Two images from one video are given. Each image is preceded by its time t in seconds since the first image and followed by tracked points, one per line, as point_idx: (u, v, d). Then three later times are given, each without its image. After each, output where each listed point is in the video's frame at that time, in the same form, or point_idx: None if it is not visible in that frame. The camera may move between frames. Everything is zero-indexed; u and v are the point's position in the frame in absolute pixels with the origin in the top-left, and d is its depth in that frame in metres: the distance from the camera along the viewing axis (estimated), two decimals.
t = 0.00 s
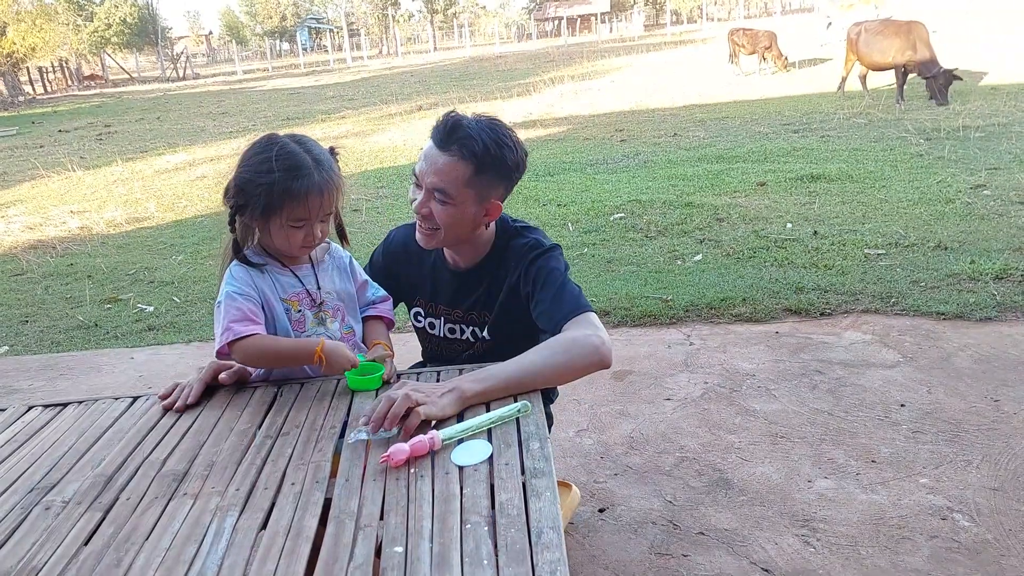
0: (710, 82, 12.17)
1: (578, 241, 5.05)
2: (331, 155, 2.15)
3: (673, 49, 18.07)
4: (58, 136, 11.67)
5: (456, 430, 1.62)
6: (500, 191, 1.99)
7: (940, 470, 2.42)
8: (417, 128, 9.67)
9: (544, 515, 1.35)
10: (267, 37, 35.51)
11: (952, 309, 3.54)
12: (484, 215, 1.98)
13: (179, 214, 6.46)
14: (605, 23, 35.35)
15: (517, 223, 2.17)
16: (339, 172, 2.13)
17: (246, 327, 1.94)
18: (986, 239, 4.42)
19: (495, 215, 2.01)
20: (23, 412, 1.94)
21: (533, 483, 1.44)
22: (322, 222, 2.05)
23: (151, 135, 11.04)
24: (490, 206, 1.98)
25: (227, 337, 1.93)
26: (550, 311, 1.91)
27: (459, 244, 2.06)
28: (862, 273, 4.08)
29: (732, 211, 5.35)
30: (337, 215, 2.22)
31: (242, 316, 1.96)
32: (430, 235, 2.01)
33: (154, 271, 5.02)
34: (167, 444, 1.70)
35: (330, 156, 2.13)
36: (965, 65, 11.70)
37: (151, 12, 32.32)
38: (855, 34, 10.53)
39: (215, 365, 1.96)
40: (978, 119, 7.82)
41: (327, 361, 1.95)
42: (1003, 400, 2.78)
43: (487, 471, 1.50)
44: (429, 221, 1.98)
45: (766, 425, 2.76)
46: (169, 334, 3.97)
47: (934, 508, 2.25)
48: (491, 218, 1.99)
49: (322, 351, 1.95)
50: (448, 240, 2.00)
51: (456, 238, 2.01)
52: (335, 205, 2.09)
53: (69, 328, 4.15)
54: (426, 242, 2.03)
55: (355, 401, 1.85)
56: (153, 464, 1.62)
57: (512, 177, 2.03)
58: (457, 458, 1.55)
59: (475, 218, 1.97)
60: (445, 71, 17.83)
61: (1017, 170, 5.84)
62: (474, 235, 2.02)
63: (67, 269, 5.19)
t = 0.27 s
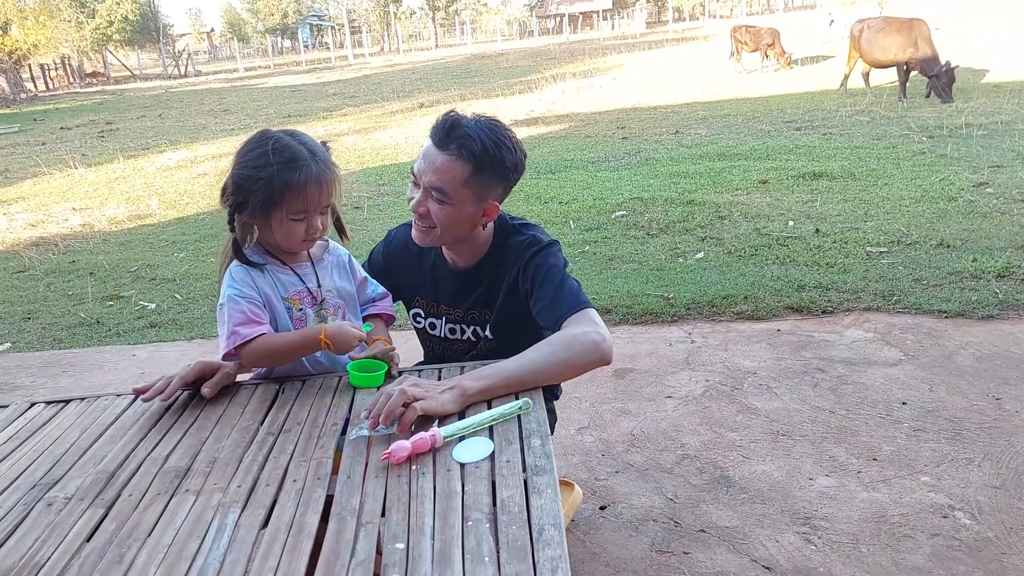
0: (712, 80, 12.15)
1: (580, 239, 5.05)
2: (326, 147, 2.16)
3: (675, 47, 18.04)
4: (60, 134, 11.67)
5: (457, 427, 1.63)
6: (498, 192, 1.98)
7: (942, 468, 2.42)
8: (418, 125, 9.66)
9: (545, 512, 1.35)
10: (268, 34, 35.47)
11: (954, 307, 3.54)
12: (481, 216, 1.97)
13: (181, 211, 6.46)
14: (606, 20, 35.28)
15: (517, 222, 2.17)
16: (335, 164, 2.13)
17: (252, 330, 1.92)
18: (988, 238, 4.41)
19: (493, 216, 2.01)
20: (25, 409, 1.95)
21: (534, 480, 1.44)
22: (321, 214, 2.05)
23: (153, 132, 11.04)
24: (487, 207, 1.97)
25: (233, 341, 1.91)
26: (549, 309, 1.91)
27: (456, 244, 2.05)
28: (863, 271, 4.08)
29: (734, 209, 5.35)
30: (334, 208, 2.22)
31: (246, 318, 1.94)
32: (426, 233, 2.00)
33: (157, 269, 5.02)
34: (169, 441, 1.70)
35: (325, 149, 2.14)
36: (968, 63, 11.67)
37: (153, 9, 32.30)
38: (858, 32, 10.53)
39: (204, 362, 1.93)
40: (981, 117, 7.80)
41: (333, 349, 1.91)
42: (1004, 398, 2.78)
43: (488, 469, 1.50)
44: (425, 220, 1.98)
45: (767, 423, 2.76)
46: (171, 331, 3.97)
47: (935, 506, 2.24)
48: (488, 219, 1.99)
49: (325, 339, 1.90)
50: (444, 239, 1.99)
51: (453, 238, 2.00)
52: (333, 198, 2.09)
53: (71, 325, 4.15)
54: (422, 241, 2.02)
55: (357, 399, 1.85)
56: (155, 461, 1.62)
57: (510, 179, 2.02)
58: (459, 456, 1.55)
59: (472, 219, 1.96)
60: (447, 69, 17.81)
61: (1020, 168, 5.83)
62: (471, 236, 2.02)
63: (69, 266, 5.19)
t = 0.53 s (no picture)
0: (714, 78, 12.14)
1: (581, 237, 5.05)
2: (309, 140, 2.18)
3: (676, 45, 18.02)
4: (62, 131, 11.68)
5: (458, 425, 1.63)
6: (496, 189, 1.98)
7: (943, 466, 2.42)
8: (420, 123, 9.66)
9: (547, 510, 1.35)
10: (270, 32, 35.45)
11: (955, 305, 3.54)
12: (480, 214, 1.97)
13: (183, 209, 6.47)
14: (608, 18, 35.24)
15: (519, 221, 2.17)
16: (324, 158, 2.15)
17: (281, 326, 1.90)
18: (990, 236, 4.40)
19: (492, 213, 2.01)
20: (27, 406, 1.95)
21: (535, 478, 1.45)
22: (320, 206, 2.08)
23: (154, 130, 11.04)
24: (486, 205, 1.97)
25: (265, 340, 1.88)
26: (552, 308, 1.91)
27: (457, 242, 2.06)
28: (865, 269, 4.07)
29: (736, 207, 5.34)
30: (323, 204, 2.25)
31: (271, 315, 1.92)
32: (426, 232, 2.01)
33: (158, 266, 5.03)
34: (171, 439, 1.70)
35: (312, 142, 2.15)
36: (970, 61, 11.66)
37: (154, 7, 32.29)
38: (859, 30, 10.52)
39: (210, 368, 1.93)
40: (983, 115, 7.79)
41: (367, 328, 1.91)
42: (1006, 397, 2.78)
43: (489, 466, 1.50)
44: (425, 219, 1.98)
45: (768, 421, 2.76)
46: (172, 329, 3.97)
47: (936, 504, 2.24)
48: (487, 217, 1.99)
49: (358, 319, 1.90)
50: (444, 237, 1.99)
51: (453, 236, 2.00)
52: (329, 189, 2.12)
53: (73, 323, 4.16)
54: (422, 239, 2.03)
55: (357, 396, 1.85)
56: (156, 459, 1.63)
57: (509, 176, 2.02)
58: (460, 454, 1.55)
59: (470, 216, 1.96)
60: (448, 66, 17.79)
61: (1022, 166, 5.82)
62: (471, 233, 2.02)
63: (71, 264, 5.19)
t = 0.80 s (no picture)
0: (716, 75, 12.12)
1: (582, 235, 5.05)
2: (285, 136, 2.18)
3: (677, 42, 17.99)
4: (63, 129, 11.68)
5: (458, 423, 1.63)
6: (497, 177, 1.98)
7: (943, 464, 2.42)
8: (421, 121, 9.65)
9: (546, 509, 1.35)
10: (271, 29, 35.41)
11: (956, 303, 3.53)
12: (490, 205, 1.97)
13: (184, 207, 6.47)
14: (609, 15, 35.19)
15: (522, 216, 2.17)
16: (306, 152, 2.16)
17: (311, 305, 1.91)
18: (991, 234, 4.39)
19: (498, 200, 2.01)
20: (28, 404, 1.95)
21: (535, 476, 1.45)
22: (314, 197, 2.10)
23: (155, 127, 11.03)
24: (493, 194, 1.97)
25: (301, 321, 1.88)
26: (556, 303, 1.91)
27: (471, 240, 2.05)
28: (866, 267, 4.07)
29: (736, 205, 5.34)
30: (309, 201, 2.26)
31: (297, 296, 1.93)
32: (442, 238, 1.99)
33: (159, 264, 5.03)
34: (171, 437, 1.71)
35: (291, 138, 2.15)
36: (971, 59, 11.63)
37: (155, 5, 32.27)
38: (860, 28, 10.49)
39: (211, 366, 1.93)
40: (984, 113, 7.78)
41: (399, 306, 1.88)
42: (1006, 395, 2.78)
43: (489, 464, 1.50)
44: (441, 228, 1.96)
45: (768, 419, 2.76)
46: (173, 327, 3.98)
47: (936, 502, 2.24)
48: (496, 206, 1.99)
49: (391, 297, 1.87)
50: (462, 237, 1.99)
51: (469, 235, 2.00)
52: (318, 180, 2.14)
53: (74, 320, 4.16)
54: (440, 245, 2.02)
55: (357, 394, 1.85)
56: (156, 456, 1.63)
57: (504, 158, 2.01)
58: (459, 451, 1.55)
59: (483, 211, 1.96)
60: (449, 64, 17.77)
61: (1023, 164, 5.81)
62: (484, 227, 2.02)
63: (72, 261, 5.20)
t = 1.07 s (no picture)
0: (716, 73, 12.11)
1: (582, 233, 5.04)
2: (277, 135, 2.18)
3: (678, 40, 17.97)
4: (62, 127, 11.66)
5: (457, 421, 1.63)
6: (486, 178, 1.93)
7: (942, 462, 2.42)
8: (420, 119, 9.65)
9: (545, 506, 1.35)
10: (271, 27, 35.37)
11: (955, 301, 3.53)
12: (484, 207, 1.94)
13: (184, 205, 6.47)
14: (609, 13, 35.15)
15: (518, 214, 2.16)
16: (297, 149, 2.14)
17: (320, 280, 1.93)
18: (990, 231, 4.39)
19: (491, 199, 1.98)
20: (27, 402, 1.95)
21: (534, 474, 1.45)
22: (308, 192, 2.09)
23: (155, 125, 11.02)
24: (485, 194, 1.93)
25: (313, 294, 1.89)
26: (554, 302, 1.91)
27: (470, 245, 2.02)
28: (865, 265, 4.07)
29: (736, 202, 5.34)
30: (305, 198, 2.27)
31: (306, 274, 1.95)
32: (444, 249, 1.96)
33: (159, 262, 5.02)
34: (170, 434, 1.71)
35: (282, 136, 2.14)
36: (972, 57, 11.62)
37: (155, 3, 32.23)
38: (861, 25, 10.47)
39: (209, 364, 1.94)
40: (984, 110, 7.77)
41: (409, 278, 1.93)
42: (1005, 392, 2.78)
43: (488, 462, 1.50)
44: (442, 241, 1.92)
45: (767, 417, 2.76)
46: (173, 325, 3.98)
47: (935, 500, 2.25)
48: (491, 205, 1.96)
49: (401, 270, 1.91)
50: (463, 242, 1.96)
51: (470, 240, 1.97)
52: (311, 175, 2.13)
53: (73, 319, 4.16)
54: (443, 256, 1.99)
55: (356, 392, 1.85)
56: (155, 454, 1.63)
57: (488, 157, 1.96)
58: (457, 449, 1.55)
59: (479, 214, 1.93)
60: (449, 62, 17.75)
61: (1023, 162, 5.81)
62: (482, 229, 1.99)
63: (72, 259, 5.20)
